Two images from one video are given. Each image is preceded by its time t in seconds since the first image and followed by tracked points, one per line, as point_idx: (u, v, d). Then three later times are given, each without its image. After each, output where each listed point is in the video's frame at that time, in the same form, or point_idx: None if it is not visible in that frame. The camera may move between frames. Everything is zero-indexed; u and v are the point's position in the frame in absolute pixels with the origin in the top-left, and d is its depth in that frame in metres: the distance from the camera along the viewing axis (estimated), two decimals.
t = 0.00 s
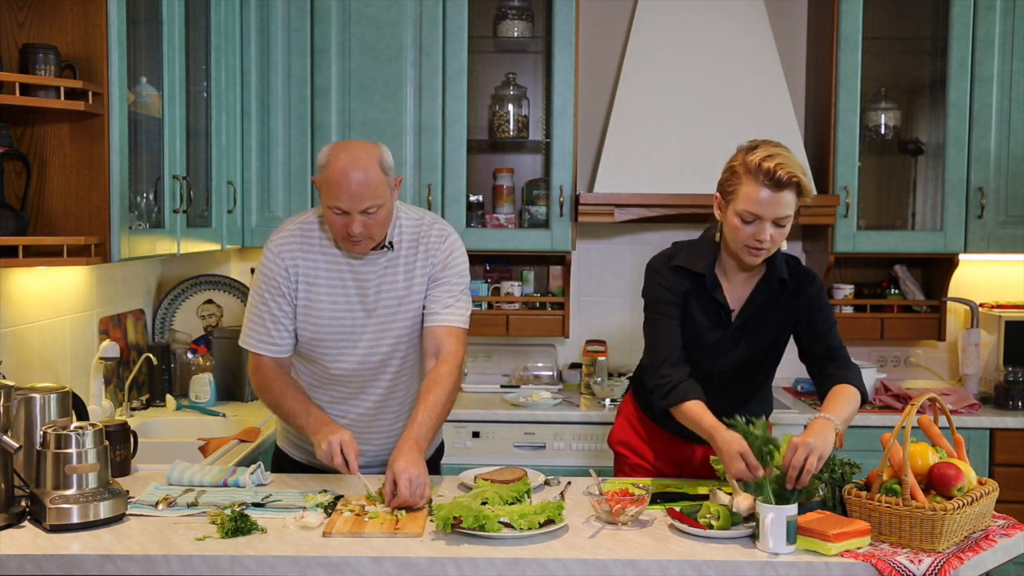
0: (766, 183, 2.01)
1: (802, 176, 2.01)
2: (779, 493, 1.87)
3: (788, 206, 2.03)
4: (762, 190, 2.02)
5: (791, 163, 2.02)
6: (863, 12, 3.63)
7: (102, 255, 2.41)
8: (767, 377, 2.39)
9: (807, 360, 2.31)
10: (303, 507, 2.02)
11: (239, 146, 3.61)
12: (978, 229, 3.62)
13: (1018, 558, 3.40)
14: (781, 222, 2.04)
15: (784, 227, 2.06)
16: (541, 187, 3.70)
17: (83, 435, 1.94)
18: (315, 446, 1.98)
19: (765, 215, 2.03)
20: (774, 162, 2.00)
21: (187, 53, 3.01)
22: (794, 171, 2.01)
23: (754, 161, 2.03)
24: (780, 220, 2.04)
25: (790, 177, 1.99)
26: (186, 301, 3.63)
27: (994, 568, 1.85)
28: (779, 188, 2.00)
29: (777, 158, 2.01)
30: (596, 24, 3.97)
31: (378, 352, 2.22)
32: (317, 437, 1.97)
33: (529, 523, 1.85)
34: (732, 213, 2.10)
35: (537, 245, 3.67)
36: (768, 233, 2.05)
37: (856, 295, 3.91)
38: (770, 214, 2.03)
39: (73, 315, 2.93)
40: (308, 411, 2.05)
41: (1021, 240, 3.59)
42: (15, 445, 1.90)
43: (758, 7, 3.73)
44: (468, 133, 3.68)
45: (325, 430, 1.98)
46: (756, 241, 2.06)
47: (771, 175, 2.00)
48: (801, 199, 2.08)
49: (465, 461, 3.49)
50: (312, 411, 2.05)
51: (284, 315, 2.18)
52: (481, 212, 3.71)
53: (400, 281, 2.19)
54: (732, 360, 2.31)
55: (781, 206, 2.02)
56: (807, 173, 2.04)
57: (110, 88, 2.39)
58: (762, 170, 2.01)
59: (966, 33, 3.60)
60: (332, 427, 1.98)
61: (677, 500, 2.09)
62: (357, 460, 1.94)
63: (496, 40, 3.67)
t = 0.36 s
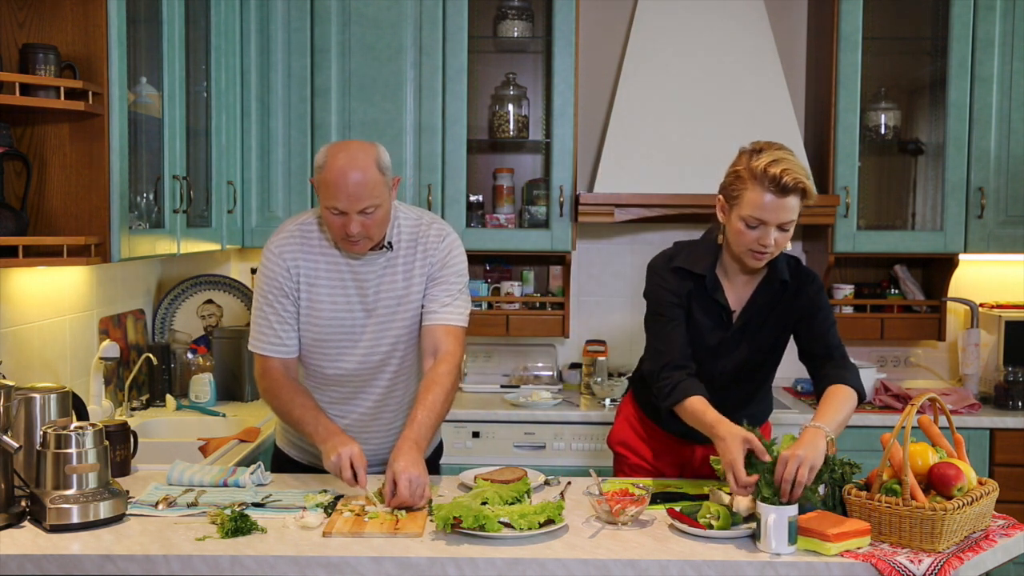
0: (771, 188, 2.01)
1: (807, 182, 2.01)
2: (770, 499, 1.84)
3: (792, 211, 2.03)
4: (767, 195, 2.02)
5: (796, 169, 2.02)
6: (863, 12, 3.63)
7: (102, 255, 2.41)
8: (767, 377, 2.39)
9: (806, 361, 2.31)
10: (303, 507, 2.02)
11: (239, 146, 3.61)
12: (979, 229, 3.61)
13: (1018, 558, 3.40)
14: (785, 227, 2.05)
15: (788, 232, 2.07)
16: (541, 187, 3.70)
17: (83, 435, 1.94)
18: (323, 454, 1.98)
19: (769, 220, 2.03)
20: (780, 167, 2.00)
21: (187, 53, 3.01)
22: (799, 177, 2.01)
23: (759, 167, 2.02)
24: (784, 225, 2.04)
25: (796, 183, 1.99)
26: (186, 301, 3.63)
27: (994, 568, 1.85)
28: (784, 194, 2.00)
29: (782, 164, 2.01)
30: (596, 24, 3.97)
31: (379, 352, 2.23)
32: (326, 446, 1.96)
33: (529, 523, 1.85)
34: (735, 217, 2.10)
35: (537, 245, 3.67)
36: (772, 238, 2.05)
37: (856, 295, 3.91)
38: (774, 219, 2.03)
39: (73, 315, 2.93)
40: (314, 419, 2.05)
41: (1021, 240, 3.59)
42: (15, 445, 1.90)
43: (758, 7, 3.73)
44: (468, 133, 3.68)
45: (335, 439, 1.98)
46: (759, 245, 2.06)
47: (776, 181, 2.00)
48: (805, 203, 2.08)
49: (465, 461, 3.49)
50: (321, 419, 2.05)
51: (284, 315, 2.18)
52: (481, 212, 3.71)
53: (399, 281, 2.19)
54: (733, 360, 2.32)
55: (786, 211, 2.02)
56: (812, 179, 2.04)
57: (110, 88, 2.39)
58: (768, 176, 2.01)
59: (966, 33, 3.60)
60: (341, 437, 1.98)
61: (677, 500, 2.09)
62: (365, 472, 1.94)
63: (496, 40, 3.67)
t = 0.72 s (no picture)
0: (766, 188, 2.01)
1: (802, 181, 2.00)
2: (774, 501, 1.84)
3: (787, 210, 2.03)
4: (762, 195, 2.02)
5: (791, 168, 2.01)
6: (863, 12, 3.63)
7: (102, 255, 2.41)
8: (767, 376, 2.39)
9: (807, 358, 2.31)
10: (303, 507, 2.02)
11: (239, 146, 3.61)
12: (979, 229, 3.61)
13: (1018, 558, 3.40)
14: (780, 226, 2.05)
15: (784, 229, 2.07)
16: (541, 187, 3.70)
17: (83, 435, 1.94)
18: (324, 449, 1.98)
19: (765, 219, 2.04)
20: (775, 167, 1.99)
21: (187, 53, 3.01)
22: (794, 176, 2.00)
23: (754, 167, 2.02)
24: (779, 223, 2.05)
25: (790, 183, 1.98)
26: (186, 301, 3.63)
27: (994, 568, 1.85)
28: (779, 193, 2.00)
29: (777, 163, 2.00)
30: (596, 24, 3.97)
31: (379, 352, 2.23)
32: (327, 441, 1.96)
33: (529, 523, 1.85)
34: (731, 216, 2.10)
35: (537, 245, 3.67)
36: (767, 237, 2.06)
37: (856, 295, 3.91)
38: (769, 219, 2.03)
39: (73, 315, 2.93)
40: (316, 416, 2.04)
41: (1021, 240, 3.59)
42: (15, 445, 1.90)
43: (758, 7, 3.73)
44: (468, 133, 3.68)
45: (336, 433, 1.98)
46: (755, 244, 2.07)
47: (771, 181, 1.99)
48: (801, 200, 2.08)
49: (465, 461, 3.49)
50: (322, 414, 2.04)
51: (285, 315, 2.18)
52: (481, 212, 3.71)
53: (400, 281, 2.19)
54: (733, 358, 2.31)
55: (781, 211, 2.02)
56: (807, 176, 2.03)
57: (110, 88, 2.39)
58: (762, 176, 2.00)
59: (966, 33, 3.60)
60: (343, 432, 1.98)
61: (677, 500, 2.09)
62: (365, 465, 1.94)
63: (496, 40, 3.67)
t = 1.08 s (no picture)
0: (755, 180, 2.02)
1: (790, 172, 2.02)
2: (774, 501, 1.83)
3: (776, 202, 2.04)
4: (751, 187, 2.03)
5: (778, 160, 2.03)
6: (863, 12, 3.63)
7: (102, 255, 2.41)
8: (760, 372, 2.39)
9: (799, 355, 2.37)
10: (303, 507, 2.02)
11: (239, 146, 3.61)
12: (979, 229, 3.61)
13: (1018, 558, 3.40)
14: (771, 218, 2.06)
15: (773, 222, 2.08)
16: (541, 187, 3.70)
17: (83, 435, 1.94)
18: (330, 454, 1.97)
19: (754, 212, 2.04)
20: (763, 159, 2.01)
21: (187, 53, 3.01)
22: (783, 169, 2.01)
23: (742, 160, 2.04)
24: (768, 215, 2.05)
25: (778, 174, 2.00)
26: (186, 301, 3.63)
27: (994, 568, 1.85)
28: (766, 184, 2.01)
29: (765, 156, 2.02)
30: (596, 24, 3.97)
31: (381, 353, 2.23)
32: (333, 447, 1.96)
33: (529, 523, 1.85)
34: (722, 209, 2.11)
35: (537, 245, 3.67)
36: (758, 229, 2.06)
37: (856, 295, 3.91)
38: (758, 210, 2.04)
39: (73, 315, 2.94)
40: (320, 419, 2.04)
41: (1021, 240, 3.59)
42: (15, 445, 1.90)
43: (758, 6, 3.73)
44: (468, 133, 3.68)
45: (341, 440, 1.97)
46: (744, 237, 2.07)
47: (759, 172, 2.01)
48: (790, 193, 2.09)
49: (465, 462, 3.49)
50: (327, 419, 2.04)
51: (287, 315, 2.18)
52: (481, 212, 3.71)
53: (402, 281, 2.19)
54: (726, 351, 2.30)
55: (769, 202, 2.03)
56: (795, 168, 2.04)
57: (110, 88, 2.39)
58: (751, 169, 2.02)
59: (966, 33, 3.60)
60: (349, 438, 1.97)
61: (677, 500, 2.09)
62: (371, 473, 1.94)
63: (496, 40, 3.67)
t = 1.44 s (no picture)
0: (728, 174, 2.08)
1: (762, 164, 2.08)
2: (774, 501, 1.83)
3: (752, 194, 2.10)
4: (726, 181, 2.09)
5: (750, 154, 2.10)
6: (863, 12, 3.63)
7: (102, 255, 2.41)
8: (751, 371, 2.40)
9: (788, 351, 2.42)
10: (303, 508, 2.02)
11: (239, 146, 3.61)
12: (979, 229, 3.61)
13: (1018, 558, 3.40)
14: (747, 210, 2.11)
15: (750, 215, 2.13)
16: (541, 187, 3.70)
17: (83, 435, 1.94)
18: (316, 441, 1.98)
19: (730, 205, 2.10)
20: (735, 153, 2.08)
21: (187, 53, 3.01)
22: (755, 161, 2.08)
23: (715, 155, 2.11)
24: (744, 208, 2.11)
25: (750, 166, 2.06)
26: (186, 301, 3.63)
27: (994, 568, 1.85)
28: (739, 177, 2.08)
29: (737, 150, 2.09)
30: (596, 25, 3.97)
31: (380, 354, 2.22)
32: (321, 433, 1.97)
33: (529, 523, 1.85)
34: (699, 205, 2.17)
35: (537, 245, 3.67)
36: (735, 222, 2.11)
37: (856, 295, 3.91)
38: (734, 203, 2.10)
39: (73, 315, 2.94)
40: (312, 411, 2.05)
41: (1021, 240, 3.59)
42: (15, 445, 1.90)
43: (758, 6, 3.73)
44: (468, 133, 3.68)
45: (327, 427, 1.98)
46: (722, 230, 2.13)
47: (731, 166, 2.08)
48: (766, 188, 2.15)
49: (465, 462, 3.49)
50: (314, 407, 2.05)
51: (287, 314, 2.18)
52: (481, 212, 3.71)
53: (402, 282, 2.20)
54: (714, 346, 2.33)
55: (743, 194, 2.09)
56: (767, 161, 2.11)
57: (110, 88, 2.39)
58: (723, 162, 2.09)
59: (967, 33, 3.60)
60: (335, 424, 1.98)
61: (677, 500, 2.09)
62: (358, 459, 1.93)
63: (496, 40, 3.67)
